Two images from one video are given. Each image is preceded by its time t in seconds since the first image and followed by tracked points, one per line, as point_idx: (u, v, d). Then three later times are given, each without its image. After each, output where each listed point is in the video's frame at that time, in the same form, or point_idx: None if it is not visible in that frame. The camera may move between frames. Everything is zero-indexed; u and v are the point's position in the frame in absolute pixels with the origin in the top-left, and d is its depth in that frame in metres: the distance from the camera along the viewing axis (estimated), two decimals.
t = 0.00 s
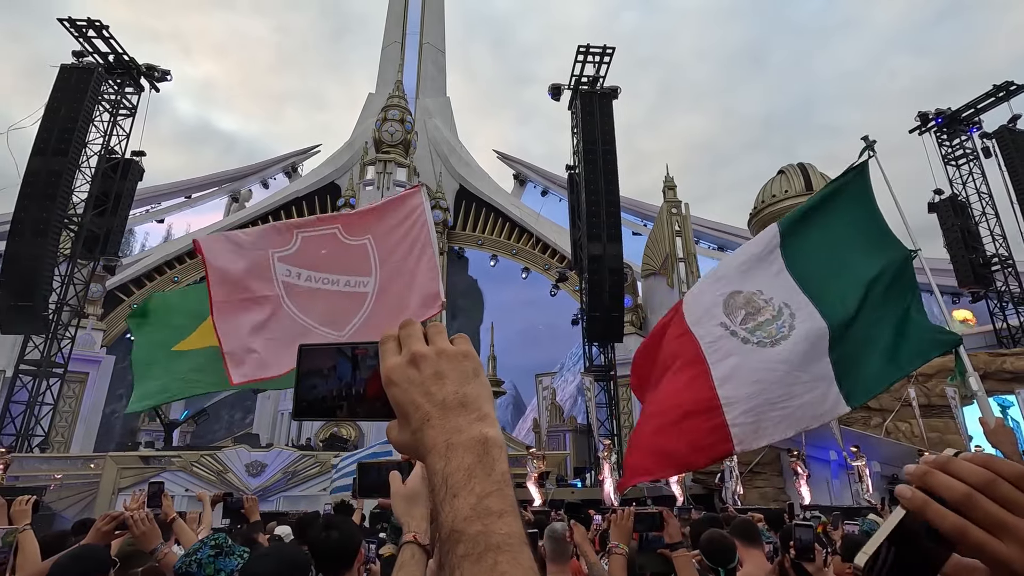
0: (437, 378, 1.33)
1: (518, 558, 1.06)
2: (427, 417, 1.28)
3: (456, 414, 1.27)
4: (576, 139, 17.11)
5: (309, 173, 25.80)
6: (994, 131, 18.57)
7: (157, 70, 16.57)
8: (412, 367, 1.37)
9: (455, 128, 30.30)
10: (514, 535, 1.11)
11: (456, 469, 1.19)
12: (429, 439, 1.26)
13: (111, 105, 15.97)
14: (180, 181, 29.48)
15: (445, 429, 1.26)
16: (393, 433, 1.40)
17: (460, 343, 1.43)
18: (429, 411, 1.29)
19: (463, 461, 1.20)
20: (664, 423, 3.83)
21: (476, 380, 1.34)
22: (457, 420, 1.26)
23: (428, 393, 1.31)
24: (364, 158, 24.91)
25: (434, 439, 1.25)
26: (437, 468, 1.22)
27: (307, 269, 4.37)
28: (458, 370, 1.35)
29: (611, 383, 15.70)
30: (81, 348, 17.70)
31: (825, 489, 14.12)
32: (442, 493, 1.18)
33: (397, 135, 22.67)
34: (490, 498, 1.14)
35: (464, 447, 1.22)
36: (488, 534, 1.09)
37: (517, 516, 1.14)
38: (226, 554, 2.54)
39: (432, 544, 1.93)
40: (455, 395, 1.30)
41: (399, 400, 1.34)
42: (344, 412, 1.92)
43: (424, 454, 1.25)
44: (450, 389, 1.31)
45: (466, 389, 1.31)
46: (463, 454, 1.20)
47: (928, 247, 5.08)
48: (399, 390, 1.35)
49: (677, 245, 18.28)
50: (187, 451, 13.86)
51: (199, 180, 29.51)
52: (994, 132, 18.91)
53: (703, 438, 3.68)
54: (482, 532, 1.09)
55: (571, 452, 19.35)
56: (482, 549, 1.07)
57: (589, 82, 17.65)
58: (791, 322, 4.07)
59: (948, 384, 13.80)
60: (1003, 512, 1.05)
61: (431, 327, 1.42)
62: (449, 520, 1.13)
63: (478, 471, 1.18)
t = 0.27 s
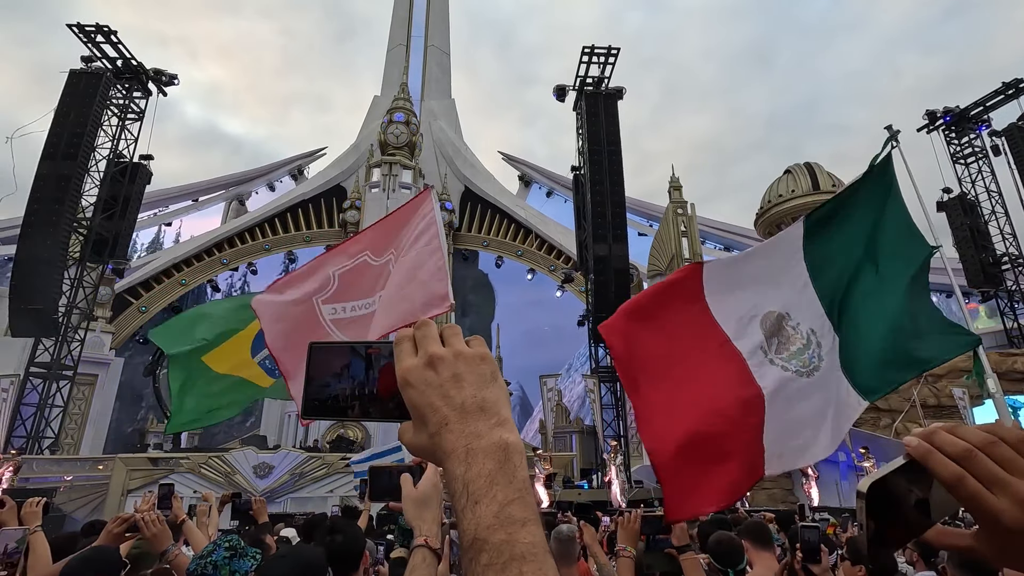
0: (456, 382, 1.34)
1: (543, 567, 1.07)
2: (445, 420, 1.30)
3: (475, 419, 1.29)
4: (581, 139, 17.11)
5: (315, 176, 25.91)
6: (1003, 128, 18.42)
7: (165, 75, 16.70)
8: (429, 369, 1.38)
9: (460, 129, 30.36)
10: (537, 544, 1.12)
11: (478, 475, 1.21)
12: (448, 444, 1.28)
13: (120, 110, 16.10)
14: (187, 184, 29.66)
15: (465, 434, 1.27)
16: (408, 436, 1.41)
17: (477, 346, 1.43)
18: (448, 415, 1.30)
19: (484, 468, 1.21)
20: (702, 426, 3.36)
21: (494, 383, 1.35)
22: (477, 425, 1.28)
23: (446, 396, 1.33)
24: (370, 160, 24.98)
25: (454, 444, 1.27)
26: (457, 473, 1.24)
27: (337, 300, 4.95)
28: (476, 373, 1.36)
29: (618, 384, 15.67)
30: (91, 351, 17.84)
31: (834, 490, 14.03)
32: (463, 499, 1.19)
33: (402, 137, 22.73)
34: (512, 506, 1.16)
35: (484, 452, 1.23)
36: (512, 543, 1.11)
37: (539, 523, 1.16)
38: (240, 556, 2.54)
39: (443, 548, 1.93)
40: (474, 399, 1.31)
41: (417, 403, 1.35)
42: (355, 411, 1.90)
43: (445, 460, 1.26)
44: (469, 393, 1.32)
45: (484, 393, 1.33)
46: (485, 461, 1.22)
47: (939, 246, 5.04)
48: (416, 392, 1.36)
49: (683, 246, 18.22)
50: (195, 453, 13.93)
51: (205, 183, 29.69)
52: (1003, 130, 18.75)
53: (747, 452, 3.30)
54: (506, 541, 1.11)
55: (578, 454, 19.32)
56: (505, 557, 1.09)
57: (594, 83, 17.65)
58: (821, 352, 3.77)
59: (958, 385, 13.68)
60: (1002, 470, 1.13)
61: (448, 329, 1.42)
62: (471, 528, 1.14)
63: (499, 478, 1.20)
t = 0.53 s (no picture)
0: (457, 393, 1.34)
1: None
2: (445, 432, 1.31)
3: (475, 430, 1.30)
4: (587, 140, 17.09)
5: (322, 179, 26.05)
6: (1015, 126, 18.21)
7: (174, 80, 16.85)
8: (429, 380, 1.38)
9: (466, 132, 30.43)
10: (537, 556, 1.14)
11: (478, 486, 1.22)
12: (448, 456, 1.28)
13: (130, 115, 16.27)
14: (197, 189, 29.92)
15: (466, 446, 1.28)
16: (408, 446, 1.41)
17: (477, 357, 1.44)
18: (448, 426, 1.31)
19: (484, 479, 1.22)
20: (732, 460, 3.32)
21: (494, 395, 1.36)
22: (477, 437, 1.29)
23: (446, 408, 1.33)
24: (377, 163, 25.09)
25: (454, 456, 1.27)
26: (458, 485, 1.25)
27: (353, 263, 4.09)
28: (476, 385, 1.37)
29: (625, 386, 15.63)
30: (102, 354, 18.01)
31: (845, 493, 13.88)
32: (464, 512, 1.20)
33: (409, 140, 22.82)
34: (512, 519, 1.17)
35: (484, 465, 1.24)
36: (512, 555, 1.11)
37: (540, 536, 1.16)
38: (254, 557, 2.56)
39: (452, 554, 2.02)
40: (474, 411, 1.32)
41: (416, 413, 1.36)
42: (357, 420, 1.90)
43: (445, 472, 1.26)
44: (469, 404, 1.33)
45: (484, 405, 1.33)
46: (485, 473, 1.23)
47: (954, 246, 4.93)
48: (416, 403, 1.37)
49: (690, 247, 18.16)
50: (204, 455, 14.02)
51: (215, 187, 29.92)
52: (1014, 127, 18.54)
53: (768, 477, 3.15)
54: (506, 553, 1.12)
55: (585, 456, 19.27)
56: (506, 568, 1.10)
57: (600, 84, 17.65)
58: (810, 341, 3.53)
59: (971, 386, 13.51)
60: (986, 442, 1.34)
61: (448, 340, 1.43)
62: (471, 540, 1.15)
63: (499, 490, 1.21)
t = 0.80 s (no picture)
0: (458, 389, 1.35)
1: None
2: (447, 427, 1.30)
3: (477, 426, 1.30)
4: (593, 141, 17.08)
5: (329, 182, 26.17)
6: None
7: (182, 85, 16.99)
8: (430, 374, 1.37)
9: (472, 134, 30.50)
10: (542, 552, 1.16)
11: (482, 484, 1.22)
12: (450, 452, 1.29)
13: (139, 120, 16.41)
14: (204, 192, 30.11)
15: (468, 442, 1.28)
16: (407, 440, 1.40)
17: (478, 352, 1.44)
18: (450, 421, 1.31)
19: (488, 476, 1.23)
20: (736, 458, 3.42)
21: (495, 391, 1.36)
22: (479, 433, 1.29)
23: (448, 403, 1.33)
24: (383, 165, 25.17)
25: (456, 452, 1.27)
26: (461, 481, 1.25)
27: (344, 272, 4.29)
28: (477, 381, 1.37)
29: (632, 387, 15.58)
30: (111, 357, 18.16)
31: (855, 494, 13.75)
32: (468, 510, 1.21)
33: (415, 142, 22.89)
34: (517, 515, 1.19)
35: (487, 461, 1.25)
36: (518, 552, 1.13)
37: (544, 533, 1.19)
38: (265, 557, 2.57)
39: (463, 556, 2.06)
40: (476, 406, 1.32)
41: (416, 408, 1.35)
42: (362, 416, 1.76)
43: (448, 467, 1.26)
44: (471, 399, 1.33)
45: (486, 401, 1.34)
46: (488, 469, 1.23)
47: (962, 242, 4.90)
48: (417, 398, 1.36)
49: (697, 247, 18.10)
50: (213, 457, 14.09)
51: (222, 190, 30.11)
52: None
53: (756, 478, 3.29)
54: (512, 550, 1.13)
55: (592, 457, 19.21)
56: (512, 566, 1.11)
57: (605, 85, 17.64)
58: (836, 337, 3.73)
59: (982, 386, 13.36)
60: (987, 427, 1.33)
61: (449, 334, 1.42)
62: (476, 536, 1.17)
63: (503, 487, 1.22)
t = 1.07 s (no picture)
0: (473, 390, 1.35)
1: None
2: (463, 428, 1.31)
3: (493, 428, 1.31)
4: (599, 142, 17.06)
5: (336, 184, 26.30)
6: None
7: (190, 89, 17.13)
8: (444, 376, 1.38)
9: (478, 135, 30.55)
10: (564, 555, 1.15)
11: (500, 485, 1.23)
12: (467, 453, 1.29)
13: (148, 124, 16.55)
14: (213, 196, 30.35)
15: (485, 444, 1.29)
16: (420, 442, 1.40)
17: (491, 353, 1.45)
18: (466, 423, 1.32)
19: (507, 476, 1.24)
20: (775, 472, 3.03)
21: (510, 392, 1.37)
22: (496, 434, 1.30)
23: (463, 404, 1.34)
24: (390, 167, 25.27)
25: (474, 453, 1.28)
26: (479, 483, 1.25)
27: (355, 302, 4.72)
28: (492, 382, 1.38)
29: (640, 388, 15.52)
30: (121, 359, 18.32)
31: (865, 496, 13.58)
32: (487, 511, 1.21)
33: (421, 144, 22.95)
34: (538, 518, 1.19)
35: (506, 463, 1.25)
36: (541, 555, 1.12)
37: (565, 535, 1.19)
38: (277, 558, 2.59)
39: (476, 560, 2.23)
40: (491, 407, 1.33)
41: (431, 408, 1.36)
42: (377, 416, 1.76)
43: (465, 469, 1.27)
44: (486, 401, 1.34)
45: (501, 401, 1.35)
46: (506, 471, 1.25)
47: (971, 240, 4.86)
48: (432, 399, 1.36)
49: (704, 247, 18.04)
50: (222, 458, 14.16)
51: (230, 194, 30.33)
52: None
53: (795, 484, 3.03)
54: (535, 552, 1.13)
55: (600, 459, 19.17)
56: (535, 568, 1.10)
57: (611, 85, 17.61)
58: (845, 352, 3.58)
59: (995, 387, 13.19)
60: (1000, 428, 1.33)
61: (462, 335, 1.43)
62: (498, 539, 1.16)
63: (522, 489, 1.22)
